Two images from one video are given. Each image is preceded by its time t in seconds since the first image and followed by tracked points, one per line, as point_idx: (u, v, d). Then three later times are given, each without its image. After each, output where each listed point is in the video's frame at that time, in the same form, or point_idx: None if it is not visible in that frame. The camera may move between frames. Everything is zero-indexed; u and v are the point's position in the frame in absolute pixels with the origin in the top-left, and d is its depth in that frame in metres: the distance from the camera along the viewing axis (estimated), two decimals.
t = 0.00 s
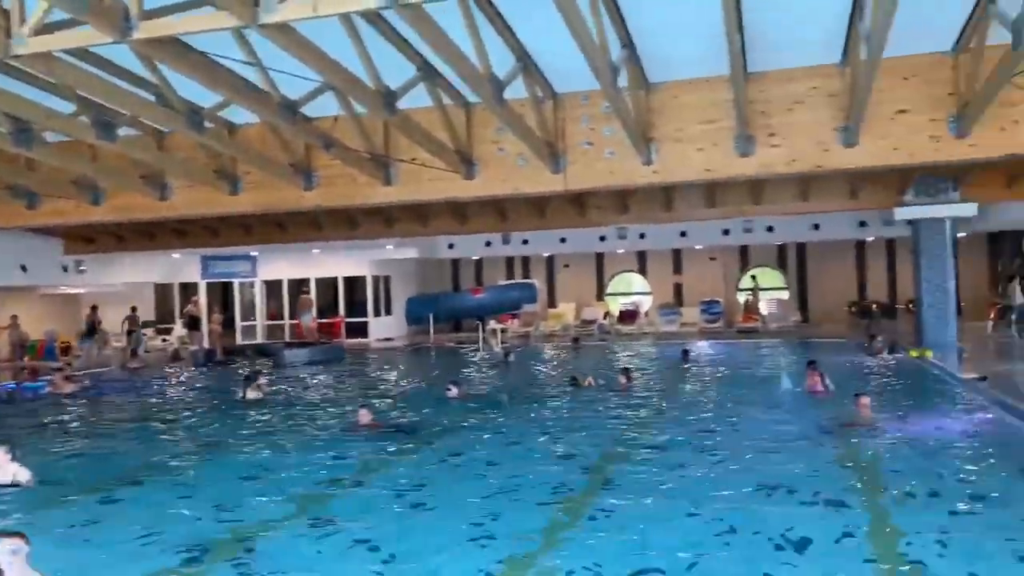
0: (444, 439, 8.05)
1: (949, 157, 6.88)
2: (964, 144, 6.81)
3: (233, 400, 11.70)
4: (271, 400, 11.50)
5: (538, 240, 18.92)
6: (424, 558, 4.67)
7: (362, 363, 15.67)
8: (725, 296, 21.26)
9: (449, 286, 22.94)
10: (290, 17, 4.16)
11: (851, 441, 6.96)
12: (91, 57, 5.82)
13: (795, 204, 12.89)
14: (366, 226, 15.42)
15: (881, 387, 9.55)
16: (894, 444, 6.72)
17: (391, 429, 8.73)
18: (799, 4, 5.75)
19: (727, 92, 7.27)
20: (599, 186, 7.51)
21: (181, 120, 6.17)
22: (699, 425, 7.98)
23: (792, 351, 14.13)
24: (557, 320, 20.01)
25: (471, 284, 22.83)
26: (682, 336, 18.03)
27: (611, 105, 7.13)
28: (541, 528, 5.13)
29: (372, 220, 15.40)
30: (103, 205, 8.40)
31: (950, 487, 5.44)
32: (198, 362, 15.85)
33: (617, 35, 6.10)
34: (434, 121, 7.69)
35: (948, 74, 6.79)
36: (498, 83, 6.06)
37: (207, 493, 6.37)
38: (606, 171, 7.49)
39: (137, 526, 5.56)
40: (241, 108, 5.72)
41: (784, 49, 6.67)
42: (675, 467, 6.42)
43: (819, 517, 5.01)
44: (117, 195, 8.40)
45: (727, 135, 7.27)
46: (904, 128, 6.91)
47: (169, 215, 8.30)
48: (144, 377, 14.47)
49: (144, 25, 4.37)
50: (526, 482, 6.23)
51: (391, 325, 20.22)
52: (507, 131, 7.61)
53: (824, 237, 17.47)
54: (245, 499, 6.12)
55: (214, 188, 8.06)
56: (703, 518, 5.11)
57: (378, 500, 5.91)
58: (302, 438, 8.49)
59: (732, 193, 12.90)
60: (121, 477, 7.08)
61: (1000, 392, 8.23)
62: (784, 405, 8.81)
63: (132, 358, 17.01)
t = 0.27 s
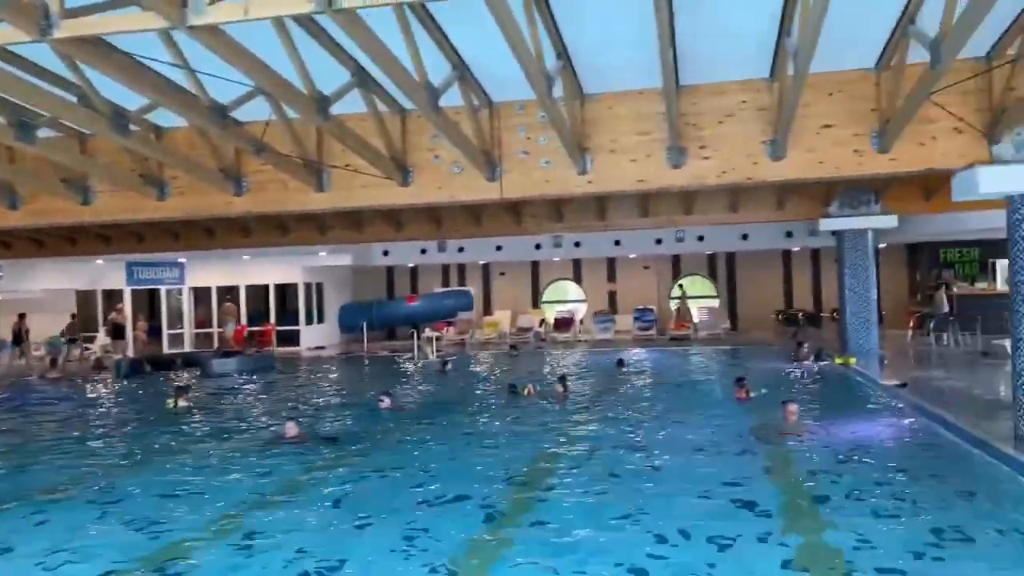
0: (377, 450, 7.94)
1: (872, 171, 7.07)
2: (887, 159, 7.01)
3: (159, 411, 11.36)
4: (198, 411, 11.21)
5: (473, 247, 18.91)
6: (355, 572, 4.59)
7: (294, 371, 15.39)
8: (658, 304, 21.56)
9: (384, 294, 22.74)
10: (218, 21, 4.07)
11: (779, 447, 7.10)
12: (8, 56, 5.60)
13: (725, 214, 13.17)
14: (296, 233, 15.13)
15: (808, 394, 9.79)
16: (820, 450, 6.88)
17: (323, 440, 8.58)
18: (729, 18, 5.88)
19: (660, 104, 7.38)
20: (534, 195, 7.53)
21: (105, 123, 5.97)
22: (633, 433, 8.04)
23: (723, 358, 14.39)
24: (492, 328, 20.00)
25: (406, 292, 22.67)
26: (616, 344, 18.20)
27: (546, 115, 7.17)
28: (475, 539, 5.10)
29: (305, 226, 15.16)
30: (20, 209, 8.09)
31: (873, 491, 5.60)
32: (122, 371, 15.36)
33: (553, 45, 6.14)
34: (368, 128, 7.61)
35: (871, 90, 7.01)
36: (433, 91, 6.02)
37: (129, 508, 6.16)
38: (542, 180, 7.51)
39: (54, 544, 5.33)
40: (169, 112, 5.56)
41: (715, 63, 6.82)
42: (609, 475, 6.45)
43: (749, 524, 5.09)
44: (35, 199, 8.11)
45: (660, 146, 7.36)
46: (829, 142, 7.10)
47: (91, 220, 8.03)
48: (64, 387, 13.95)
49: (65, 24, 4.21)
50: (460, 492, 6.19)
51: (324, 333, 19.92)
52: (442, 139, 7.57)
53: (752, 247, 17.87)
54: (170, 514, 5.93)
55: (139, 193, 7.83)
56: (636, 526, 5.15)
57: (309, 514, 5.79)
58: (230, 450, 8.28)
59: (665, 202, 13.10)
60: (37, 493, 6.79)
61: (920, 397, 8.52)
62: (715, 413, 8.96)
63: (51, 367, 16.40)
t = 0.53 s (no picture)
0: (334, 462, 7.83)
1: (827, 185, 7.17)
2: (841, 173, 7.11)
3: (109, 423, 11.11)
4: (151, 423, 10.98)
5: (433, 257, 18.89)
6: None
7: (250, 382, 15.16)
8: (617, 314, 21.66)
9: (343, 303, 22.53)
10: (173, 26, 4.03)
11: (736, 458, 7.16)
12: None
13: (684, 225, 13.29)
14: (252, 242, 14.91)
15: (765, 403, 9.89)
16: (777, 460, 6.94)
17: (279, 453, 8.44)
18: (687, 32, 5.96)
19: (619, 117, 7.42)
20: (493, 205, 7.51)
21: (55, 129, 5.83)
22: (592, 444, 8.04)
23: (682, 368, 14.49)
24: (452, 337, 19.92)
25: (365, 301, 22.49)
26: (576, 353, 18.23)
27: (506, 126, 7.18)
28: (433, 551, 5.06)
29: (262, 235, 14.98)
30: None
31: (829, 501, 5.66)
32: (72, 382, 15.00)
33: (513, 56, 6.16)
34: (326, 136, 7.54)
35: (824, 104, 7.14)
36: (393, 101, 5.99)
37: (76, 522, 5.99)
38: (502, 191, 7.50)
39: None
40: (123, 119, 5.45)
41: (674, 76, 6.89)
42: (568, 486, 6.45)
43: (706, 533, 5.12)
44: None
45: (619, 158, 7.40)
46: (785, 156, 7.20)
47: (39, 228, 7.84)
48: (11, 399, 13.58)
49: (14, 28, 4.12)
50: (418, 504, 6.14)
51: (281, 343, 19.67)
52: (401, 149, 7.53)
53: (710, 258, 18.06)
54: (120, 529, 5.79)
55: (90, 201, 7.67)
56: (595, 537, 5.15)
57: (265, 527, 5.70)
58: (183, 463, 8.11)
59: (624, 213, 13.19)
60: None
61: (872, 406, 8.67)
62: (674, 423, 9.01)
63: None
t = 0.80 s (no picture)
0: (315, 473, 7.78)
1: (807, 196, 7.22)
2: (822, 184, 7.16)
3: (87, 435, 10.98)
4: (130, 434, 10.87)
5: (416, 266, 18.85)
6: None
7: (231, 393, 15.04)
8: (600, 323, 21.69)
9: (325, 313, 22.43)
10: (152, 35, 3.97)
11: (718, 467, 7.18)
12: None
13: (665, 234, 13.37)
14: (233, 251, 14.83)
15: (746, 413, 9.93)
16: (758, 469, 6.96)
17: (260, 464, 8.37)
18: (668, 44, 6.00)
19: (601, 127, 7.46)
20: (476, 215, 7.50)
21: (33, 138, 5.77)
22: (575, 453, 8.03)
23: (665, 377, 14.51)
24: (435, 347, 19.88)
25: (347, 311, 22.40)
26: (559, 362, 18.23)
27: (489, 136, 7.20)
28: (415, 562, 5.03)
29: (243, 244, 14.90)
30: None
31: (810, 510, 5.69)
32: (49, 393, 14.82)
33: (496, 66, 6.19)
34: (308, 146, 7.52)
35: (803, 116, 7.22)
36: (375, 110, 5.98)
37: (53, 536, 5.91)
38: (484, 201, 7.49)
39: None
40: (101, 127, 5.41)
41: (655, 88, 6.94)
42: (551, 496, 6.44)
43: (688, 542, 5.13)
44: None
45: (601, 168, 7.42)
46: (766, 166, 7.25)
47: (16, 238, 7.74)
48: None
49: None
50: (400, 515, 6.11)
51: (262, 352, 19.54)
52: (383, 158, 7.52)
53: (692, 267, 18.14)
54: (97, 542, 5.71)
55: (68, 211, 7.60)
56: (578, 546, 5.14)
57: (245, 539, 5.64)
58: (162, 474, 8.03)
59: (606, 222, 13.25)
60: None
61: (852, 415, 8.72)
62: (656, 432, 9.02)
63: None
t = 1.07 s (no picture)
0: (322, 482, 7.78)
1: (814, 204, 7.21)
2: (829, 193, 7.15)
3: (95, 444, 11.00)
4: (137, 443, 10.89)
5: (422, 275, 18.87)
6: None
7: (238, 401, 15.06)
8: (607, 332, 21.66)
9: (332, 321, 22.46)
10: (161, 47, 4.00)
11: (726, 476, 7.16)
12: None
13: (672, 242, 13.36)
14: (240, 260, 14.88)
15: (753, 421, 9.90)
16: (767, 479, 6.93)
17: (268, 473, 8.38)
18: (675, 53, 6.02)
19: (607, 136, 7.47)
20: (483, 224, 7.51)
21: (43, 149, 5.81)
22: (583, 462, 8.02)
23: (672, 385, 14.48)
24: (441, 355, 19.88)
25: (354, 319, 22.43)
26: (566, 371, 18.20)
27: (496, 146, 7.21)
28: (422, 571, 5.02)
29: (250, 252, 14.94)
30: None
31: (819, 519, 5.67)
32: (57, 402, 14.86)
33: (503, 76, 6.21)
34: (316, 155, 7.55)
35: (810, 125, 7.22)
36: (383, 120, 6.01)
37: (62, 544, 5.92)
38: (491, 210, 7.50)
39: None
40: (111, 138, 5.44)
41: (662, 97, 6.95)
42: (558, 505, 6.42)
43: (697, 552, 5.11)
44: None
45: (607, 177, 7.42)
46: (773, 175, 7.24)
47: (26, 247, 7.79)
48: None
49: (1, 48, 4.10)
50: (407, 524, 6.10)
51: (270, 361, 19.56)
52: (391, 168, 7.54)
53: (699, 275, 18.12)
54: (106, 550, 5.72)
55: (78, 221, 7.64)
56: (585, 556, 5.13)
57: (252, 548, 5.64)
58: (170, 483, 8.04)
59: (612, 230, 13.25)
60: None
61: (861, 423, 8.69)
62: (663, 441, 9.00)
63: None
